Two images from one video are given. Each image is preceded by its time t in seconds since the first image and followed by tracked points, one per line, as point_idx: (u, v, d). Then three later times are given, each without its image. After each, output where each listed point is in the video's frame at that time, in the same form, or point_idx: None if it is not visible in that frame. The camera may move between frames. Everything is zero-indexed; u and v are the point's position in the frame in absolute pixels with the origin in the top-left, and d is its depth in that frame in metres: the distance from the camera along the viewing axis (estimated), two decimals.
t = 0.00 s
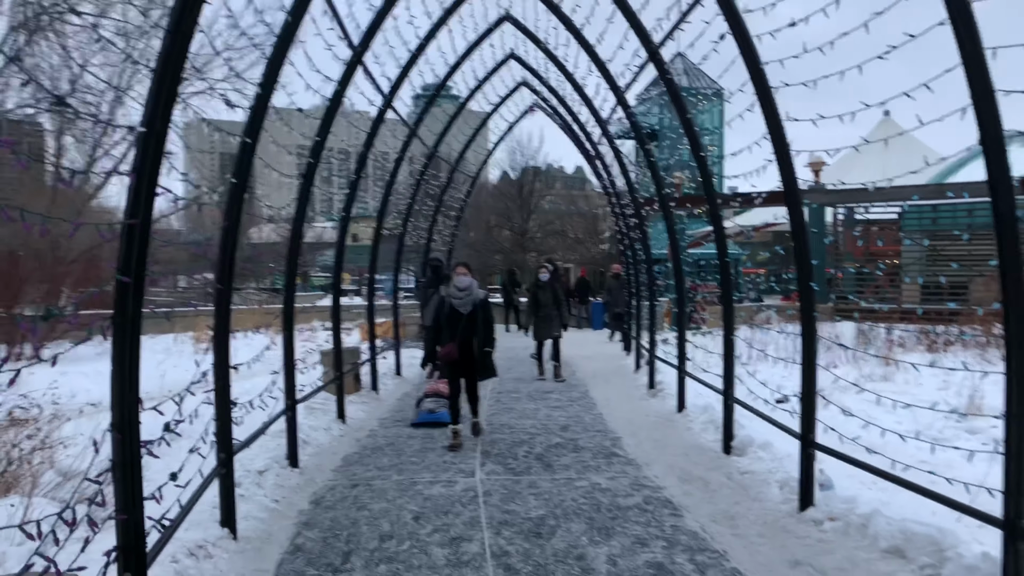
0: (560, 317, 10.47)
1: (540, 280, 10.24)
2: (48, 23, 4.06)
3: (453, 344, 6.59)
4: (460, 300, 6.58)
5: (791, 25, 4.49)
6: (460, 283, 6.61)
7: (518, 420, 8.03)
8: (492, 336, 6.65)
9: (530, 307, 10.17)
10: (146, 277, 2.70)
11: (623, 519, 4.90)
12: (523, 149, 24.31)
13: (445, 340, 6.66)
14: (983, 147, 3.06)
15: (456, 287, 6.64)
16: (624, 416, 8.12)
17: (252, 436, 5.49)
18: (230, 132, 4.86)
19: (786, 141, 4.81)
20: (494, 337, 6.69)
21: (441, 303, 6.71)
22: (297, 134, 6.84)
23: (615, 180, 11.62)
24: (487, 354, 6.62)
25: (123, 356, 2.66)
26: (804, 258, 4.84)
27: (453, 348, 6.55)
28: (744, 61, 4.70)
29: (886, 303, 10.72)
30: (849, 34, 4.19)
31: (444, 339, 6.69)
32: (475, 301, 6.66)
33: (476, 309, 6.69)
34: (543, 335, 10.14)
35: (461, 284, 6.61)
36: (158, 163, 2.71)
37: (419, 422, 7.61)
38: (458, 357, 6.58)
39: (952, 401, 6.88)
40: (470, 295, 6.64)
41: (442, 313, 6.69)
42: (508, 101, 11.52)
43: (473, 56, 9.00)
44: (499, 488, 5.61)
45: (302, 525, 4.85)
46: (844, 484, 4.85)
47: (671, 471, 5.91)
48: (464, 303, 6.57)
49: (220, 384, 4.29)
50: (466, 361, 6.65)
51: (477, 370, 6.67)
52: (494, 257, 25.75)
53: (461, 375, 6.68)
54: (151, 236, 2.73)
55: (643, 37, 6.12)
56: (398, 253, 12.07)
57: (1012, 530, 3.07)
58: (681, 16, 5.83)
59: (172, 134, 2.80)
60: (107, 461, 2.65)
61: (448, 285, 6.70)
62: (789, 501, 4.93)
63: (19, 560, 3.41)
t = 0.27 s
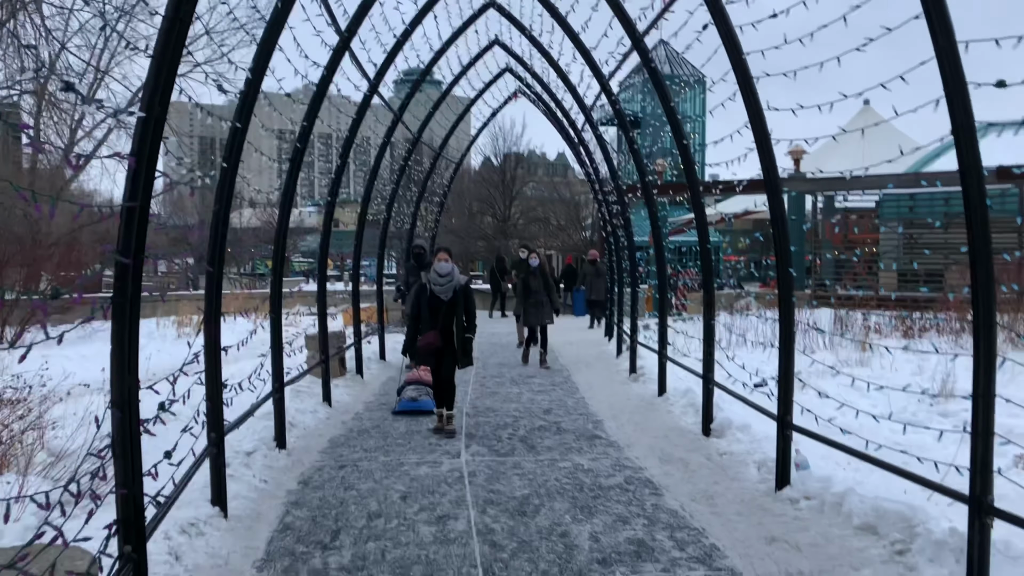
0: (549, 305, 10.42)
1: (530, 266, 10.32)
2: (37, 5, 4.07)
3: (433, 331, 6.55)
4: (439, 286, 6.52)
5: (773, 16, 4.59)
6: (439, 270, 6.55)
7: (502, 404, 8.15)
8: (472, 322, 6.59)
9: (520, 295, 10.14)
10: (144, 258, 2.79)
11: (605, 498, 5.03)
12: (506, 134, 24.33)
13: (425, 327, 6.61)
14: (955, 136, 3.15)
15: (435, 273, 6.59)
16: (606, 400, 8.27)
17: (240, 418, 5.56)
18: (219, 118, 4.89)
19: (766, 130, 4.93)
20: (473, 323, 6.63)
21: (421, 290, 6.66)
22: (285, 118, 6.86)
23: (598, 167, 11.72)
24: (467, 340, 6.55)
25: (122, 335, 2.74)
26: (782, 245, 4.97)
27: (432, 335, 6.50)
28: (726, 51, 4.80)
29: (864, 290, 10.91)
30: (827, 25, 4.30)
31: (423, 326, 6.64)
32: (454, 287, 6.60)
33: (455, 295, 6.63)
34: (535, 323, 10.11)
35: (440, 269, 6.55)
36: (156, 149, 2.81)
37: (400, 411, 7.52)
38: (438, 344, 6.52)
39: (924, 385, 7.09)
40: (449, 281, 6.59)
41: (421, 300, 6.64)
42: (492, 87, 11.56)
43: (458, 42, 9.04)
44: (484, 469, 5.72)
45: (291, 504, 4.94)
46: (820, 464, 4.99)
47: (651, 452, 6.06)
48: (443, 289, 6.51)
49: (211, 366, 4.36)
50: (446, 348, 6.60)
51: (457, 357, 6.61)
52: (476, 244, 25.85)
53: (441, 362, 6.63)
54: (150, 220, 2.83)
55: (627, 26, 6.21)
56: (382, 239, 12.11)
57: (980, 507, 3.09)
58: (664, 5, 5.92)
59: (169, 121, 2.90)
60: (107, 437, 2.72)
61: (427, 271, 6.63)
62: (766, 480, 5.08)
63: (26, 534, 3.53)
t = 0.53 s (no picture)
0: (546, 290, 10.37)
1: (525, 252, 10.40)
2: None
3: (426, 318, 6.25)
4: (432, 272, 6.21)
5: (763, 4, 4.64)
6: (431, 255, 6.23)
7: (495, 387, 8.24)
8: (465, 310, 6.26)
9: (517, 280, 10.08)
10: (146, 243, 2.85)
11: (597, 478, 5.13)
12: (498, 119, 24.30)
13: (416, 315, 6.31)
14: (939, 123, 3.22)
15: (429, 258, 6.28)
16: (599, 383, 8.37)
17: (236, 401, 5.63)
18: (213, 104, 4.92)
19: (756, 117, 5.00)
20: (467, 311, 6.28)
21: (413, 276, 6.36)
22: (279, 104, 6.89)
23: (590, 152, 11.77)
24: (461, 329, 6.23)
25: (126, 318, 2.81)
26: (772, 230, 5.05)
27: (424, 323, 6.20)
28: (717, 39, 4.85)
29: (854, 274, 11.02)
30: (816, 14, 4.36)
31: (415, 313, 6.34)
32: (448, 274, 6.29)
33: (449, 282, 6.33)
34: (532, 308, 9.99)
35: (433, 254, 6.24)
36: (157, 137, 2.87)
37: (389, 398, 7.29)
38: (430, 332, 6.23)
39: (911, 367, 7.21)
40: (443, 267, 6.25)
41: (413, 286, 6.35)
42: (485, 72, 11.57)
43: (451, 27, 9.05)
44: (478, 450, 5.81)
45: (288, 485, 5.02)
46: (808, 444, 5.10)
47: (643, 434, 6.16)
48: (437, 275, 6.21)
49: (208, 350, 4.42)
50: (439, 337, 6.30)
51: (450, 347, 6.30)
52: (469, 228, 25.88)
53: (433, 351, 6.33)
54: (151, 207, 2.90)
55: (619, 12, 6.24)
56: (376, 223, 12.14)
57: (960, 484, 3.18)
58: None
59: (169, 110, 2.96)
60: (112, 418, 2.79)
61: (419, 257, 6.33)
62: (755, 460, 5.18)
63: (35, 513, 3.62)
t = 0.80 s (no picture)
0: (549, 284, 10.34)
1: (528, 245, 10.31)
2: None
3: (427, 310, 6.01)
4: (433, 264, 6.02)
5: None
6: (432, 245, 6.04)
7: (498, 378, 8.30)
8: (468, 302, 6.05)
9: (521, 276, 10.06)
10: (154, 236, 2.91)
11: (598, 468, 5.19)
12: (502, 112, 24.31)
13: (416, 308, 6.08)
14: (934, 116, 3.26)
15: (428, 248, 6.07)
16: (601, 374, 8.43)
17: (242, 392, 5.71)
18: (218, 99, 4.98)
19: (755, 110, 5.03)
20: (469, 305, 6.09)
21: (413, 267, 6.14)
22: (284, 97, 6.94)
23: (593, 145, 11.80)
24: (463, 322, 6.03)
25: (135, 309, 2.87)
26: (771, 222, 5.10)
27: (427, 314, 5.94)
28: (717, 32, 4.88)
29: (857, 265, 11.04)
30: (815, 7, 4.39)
31: (415, 306, 6.10)
32: (450, 266, 6.10)
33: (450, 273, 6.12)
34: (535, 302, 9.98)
35: (434, 245, 6.05)
36: (164, 133, 2.94)
37: (390, 395, 7.22)
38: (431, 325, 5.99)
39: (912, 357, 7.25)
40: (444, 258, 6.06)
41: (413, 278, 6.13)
42: (488, 65, 11.60)
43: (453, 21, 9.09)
44: (481, 440, 5.88)
45: (294, 475, 5.09)
46: (807, 434, 5.14)
47: (644, 424, 6.22)
48: (437, 265, 6.01)
49: (214, 341, 4.49)
50: (440, 330, 6.08)
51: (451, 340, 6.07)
52: (473, 221, 25.94)
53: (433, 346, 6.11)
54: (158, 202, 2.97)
55: (620, 5, 6.28)
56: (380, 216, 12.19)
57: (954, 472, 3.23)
58: None
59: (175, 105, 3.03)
60: (123, 406, 2.86)
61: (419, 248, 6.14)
62: (755, 449, 5.24)
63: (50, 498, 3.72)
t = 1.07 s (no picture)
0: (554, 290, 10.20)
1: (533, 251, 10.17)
2: None
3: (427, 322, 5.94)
4: (432, 273, 5.93)
5: (762, 7, 4.72)
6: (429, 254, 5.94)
7: (503, 384, 8.35)
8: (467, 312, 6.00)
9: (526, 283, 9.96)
10: (162, 244, 2.98)
11: (602, 473, 5.23)
12: (508, 118, 24.42)
13: (415, 319, 6.00)
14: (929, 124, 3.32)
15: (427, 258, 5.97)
16: (605, 380, 8.46)
17: (249, 397, 5.78)
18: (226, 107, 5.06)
19: (756, 117, 5.08)
20: (468, 314, 6.03)
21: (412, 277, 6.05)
22: (290, 105, 7.02)
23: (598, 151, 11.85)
24: (462, 332, 5.98)
25: (143, 316, 2.93)
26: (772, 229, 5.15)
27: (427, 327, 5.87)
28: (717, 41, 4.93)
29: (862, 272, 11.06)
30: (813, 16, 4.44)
31: (413, 316, 6.01)
32: (448, 274, 6.01)
33: (449, 282, 6.04)
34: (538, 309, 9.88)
35: (431, 254, 5.94)
36: (172, 142, 3.00)
37: (392, 406, 7.03)
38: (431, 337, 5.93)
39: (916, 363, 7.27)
40: (443, 267, 5.98)
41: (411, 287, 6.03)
42: (493, 73, 11.67)
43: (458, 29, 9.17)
44: (486, 446, 5.92)
45: (299, 479, 5.15)
46: (809, 439, 5.17)
47: (647, 430, 6.26)
48: (437, 275, 5.92)
49: (221, 346, 4.56)
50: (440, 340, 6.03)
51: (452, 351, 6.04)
52: (479, 227, 26.03)
53: (432, 355, 6.07)
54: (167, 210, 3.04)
55: (623, 13, 6.33)
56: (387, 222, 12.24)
57: (952, 476, 3.29)
58: None
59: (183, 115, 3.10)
60: (132, 412, 2.92)
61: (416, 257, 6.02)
62: (757, 454, 5.27)
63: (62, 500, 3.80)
